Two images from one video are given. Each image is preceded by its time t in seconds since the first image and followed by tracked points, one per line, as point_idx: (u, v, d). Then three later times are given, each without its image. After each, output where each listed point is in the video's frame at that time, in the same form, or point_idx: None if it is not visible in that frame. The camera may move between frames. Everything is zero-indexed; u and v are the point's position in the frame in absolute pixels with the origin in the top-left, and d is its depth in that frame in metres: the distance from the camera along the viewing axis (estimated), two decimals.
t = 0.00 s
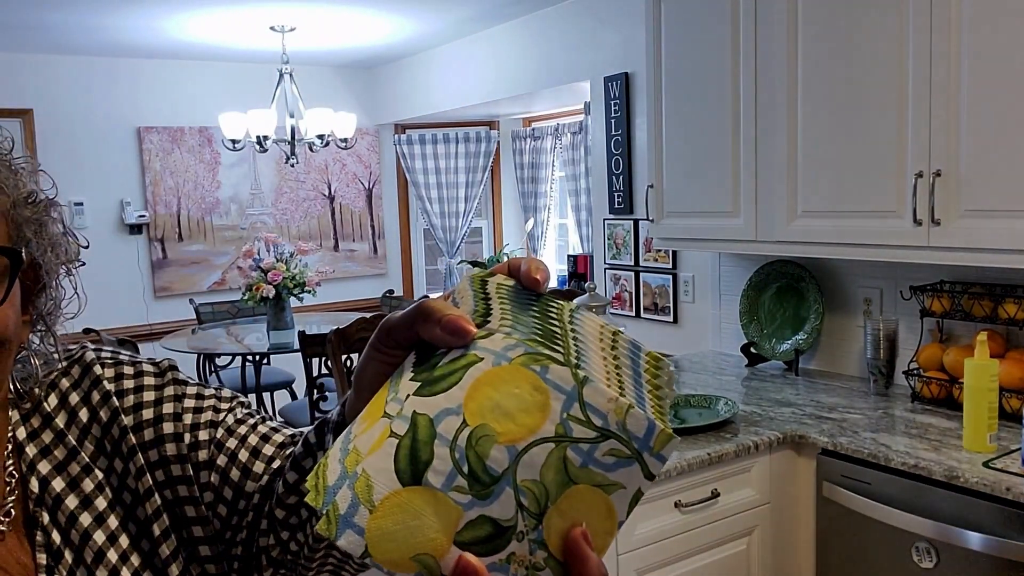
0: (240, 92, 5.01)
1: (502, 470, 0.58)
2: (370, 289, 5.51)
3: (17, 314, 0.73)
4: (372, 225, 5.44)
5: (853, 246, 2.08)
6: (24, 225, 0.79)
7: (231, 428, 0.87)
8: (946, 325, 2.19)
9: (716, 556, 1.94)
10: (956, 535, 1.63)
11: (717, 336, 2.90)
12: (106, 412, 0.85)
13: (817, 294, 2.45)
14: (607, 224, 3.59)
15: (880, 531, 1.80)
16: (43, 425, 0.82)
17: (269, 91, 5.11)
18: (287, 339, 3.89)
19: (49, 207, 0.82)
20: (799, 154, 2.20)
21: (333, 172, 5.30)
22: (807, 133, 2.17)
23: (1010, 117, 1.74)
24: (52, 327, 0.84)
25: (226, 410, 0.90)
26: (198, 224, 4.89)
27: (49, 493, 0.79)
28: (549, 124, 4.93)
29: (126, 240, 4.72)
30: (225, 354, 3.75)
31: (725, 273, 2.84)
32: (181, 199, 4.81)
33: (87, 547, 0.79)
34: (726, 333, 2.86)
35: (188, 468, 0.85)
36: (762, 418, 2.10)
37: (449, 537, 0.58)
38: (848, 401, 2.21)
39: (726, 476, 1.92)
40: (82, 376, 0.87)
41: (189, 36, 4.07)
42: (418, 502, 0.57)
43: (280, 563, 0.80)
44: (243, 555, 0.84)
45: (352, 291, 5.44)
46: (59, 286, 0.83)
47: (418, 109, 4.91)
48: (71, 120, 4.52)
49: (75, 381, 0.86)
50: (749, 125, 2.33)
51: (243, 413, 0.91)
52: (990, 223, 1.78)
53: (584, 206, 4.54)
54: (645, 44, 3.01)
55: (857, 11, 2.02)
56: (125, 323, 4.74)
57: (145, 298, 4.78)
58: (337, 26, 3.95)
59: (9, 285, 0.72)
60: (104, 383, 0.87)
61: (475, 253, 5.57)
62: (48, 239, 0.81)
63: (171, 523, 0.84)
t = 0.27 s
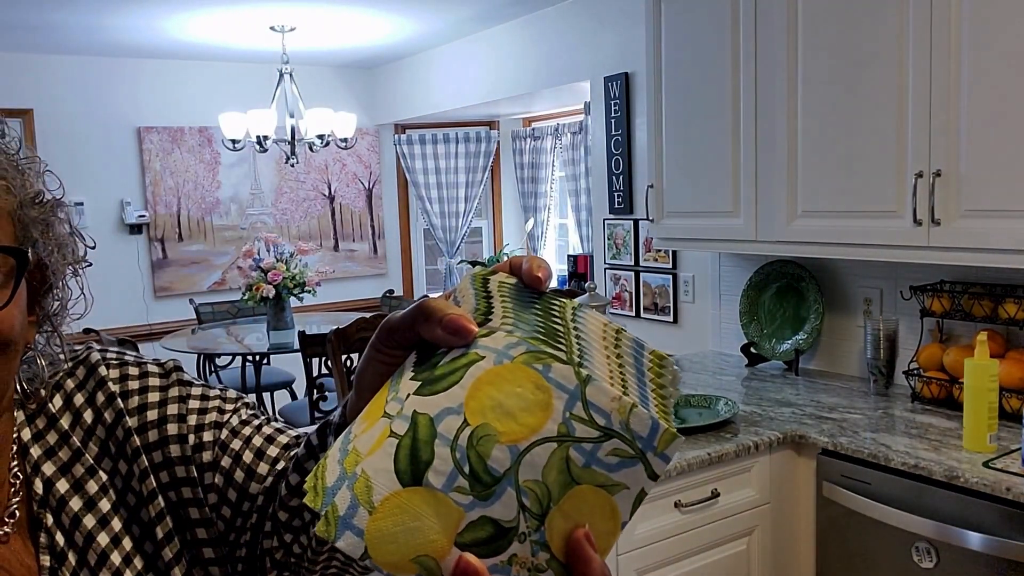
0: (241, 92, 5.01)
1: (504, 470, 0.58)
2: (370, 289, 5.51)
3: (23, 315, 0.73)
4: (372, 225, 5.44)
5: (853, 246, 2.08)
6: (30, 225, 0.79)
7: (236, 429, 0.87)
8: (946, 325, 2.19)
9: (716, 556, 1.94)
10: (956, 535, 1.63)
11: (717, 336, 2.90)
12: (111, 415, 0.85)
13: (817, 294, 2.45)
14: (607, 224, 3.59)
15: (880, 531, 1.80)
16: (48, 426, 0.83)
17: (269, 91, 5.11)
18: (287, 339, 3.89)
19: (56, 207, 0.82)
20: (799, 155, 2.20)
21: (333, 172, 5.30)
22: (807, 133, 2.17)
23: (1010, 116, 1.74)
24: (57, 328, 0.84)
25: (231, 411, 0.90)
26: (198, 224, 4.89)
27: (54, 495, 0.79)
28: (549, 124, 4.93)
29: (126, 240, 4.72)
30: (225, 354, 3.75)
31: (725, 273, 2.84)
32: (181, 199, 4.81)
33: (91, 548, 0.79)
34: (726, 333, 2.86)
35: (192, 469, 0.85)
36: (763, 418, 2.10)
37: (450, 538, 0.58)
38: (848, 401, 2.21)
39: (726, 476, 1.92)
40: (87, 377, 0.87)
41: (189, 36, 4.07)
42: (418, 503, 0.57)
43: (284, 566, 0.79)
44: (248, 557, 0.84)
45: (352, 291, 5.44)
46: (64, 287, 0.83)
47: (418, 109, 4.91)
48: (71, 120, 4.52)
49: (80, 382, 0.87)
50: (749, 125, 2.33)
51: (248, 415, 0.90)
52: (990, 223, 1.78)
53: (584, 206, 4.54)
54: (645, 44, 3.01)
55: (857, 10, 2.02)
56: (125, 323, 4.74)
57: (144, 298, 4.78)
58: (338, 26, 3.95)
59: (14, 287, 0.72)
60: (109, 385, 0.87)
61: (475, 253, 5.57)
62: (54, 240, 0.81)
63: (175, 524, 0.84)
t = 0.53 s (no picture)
0: (241, 92, 5.02)
1: (502, 468, 0.58)
2: (370, 289, 5.52)
3: (24, 316, 0.73)
4: (372, 226, 5.44)
5: (853, 247, 2.08)
6: (31, 226, 0.79)
7: (237, 429, 0.88)
8: (946, 325, 2.19)
9: (716, 556, 1.94)
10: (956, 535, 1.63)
11: (717, 336, 2.90)
12: (113, 415, 0.85)
13: (817, 294, 2.45)
14: (607, 224, 3.59)
15: (880, 531, 1.80)
16: (49, 426, 0.82)
17: (269, 91, 5.11)
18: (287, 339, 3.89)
19: (57, 207, 0.82)
20: (799, 155, 2.20)
21: (333, 172, 5.30)
22: (807, 133, 2.17)
23: (1010, 116, 1.74)
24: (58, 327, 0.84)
25: (232, 411, 0.90)
26: (198, 224, 4.89)
27: (55, 495, 0.79)
28: (549, 124, 4.93)
29: (126, 240, 4.71)
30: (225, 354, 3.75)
31: (725, 273, 2.84)
32: (181, 199, 4.81)
33: (92, 549, 0.78)
34: (726, 333, 2.86)
35: (194, 469, 0.85)
36: (763, 418, 2.11)
37: (447, 537, 0.57)
38: (848, 401, 2.21)
39: (726, 476, 1.92)
40: (88, 376, 0.87)
41: (189, 36, 4.07)
42: (415, 502, 0.57)
43: (286, 567, 0.81)
44: (249, 557, 0.84)
45: (352, 292, 5.44)
46: (65, 287, 0.83)
47: (418, 109, 4.91)
48: (71, 120, 4.52)
49: (81, 382, 0.87)
50: (749, 125, 2.33)
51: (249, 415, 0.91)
52: (990, 223, 1.78)
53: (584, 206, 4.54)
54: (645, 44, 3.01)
55: (857, 10, 2.02)
56: (125, 324, 4.74)
57: (144, 298, 4.78)
58: (337, 26, 3.95)
59: (14, 289, 0.72)
60: (110, 385, 0.87)
61: (475, 253, 5.57)
62: (55, 240, 0.81)
63: (176, 525, 0.84)
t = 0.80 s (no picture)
0: (241, 93, 5.02)
1: (498, 465, 0.58)
2: (370, 289, 5.52)
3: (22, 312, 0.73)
4: (372, 226, 5.44)
5: (854, 247, 2.08)
6: (29, 225, 0.79)
7: (237, 430, 0.87)
8: (946, 325, 2.19)
9: (715, 557, 1.94)
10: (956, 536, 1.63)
11: (717, 336, 2.90)
12: (111, 416, 0.85)
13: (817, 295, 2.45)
14: (607, 224, 3.59)
15: (880, 531, 1.80)
16: (49, 427, 0.83)
17: (270, 91, 5.11)
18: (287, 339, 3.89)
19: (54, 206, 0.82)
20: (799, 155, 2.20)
21: (333, 172, 5.30)
22: (807, 133, 2.17)
23: (1010, 116, 1.74)
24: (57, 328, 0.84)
25: (231, 412, 0.89)
26: (198, 224, 4.89)
27: (53, 496, 0.79)
28: (549, 124, 4.93)
29: (126, 240, 4.71)
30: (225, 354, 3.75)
31: (726, 273, 2.84)
32: (181, 199, 4.81)
33: (91, 550, 0.78)
34: (726, 333, 2.86)
35: (193, 471, 0.85)
36: (763, 418, 2.10)
37: (443, 534, 0.58)
38: (848, 402, 2.21)
39: (726, 476, 1.92)
40: (87, 378, 0.87)
41: (189, 36, 4.07)
42: (412, 499, 0.58)
43: (285, 568, 0.81)
44: (248, 558, 0.84)
45: (352, 292, 5.44)
46: (64, 286, 0.83)
47: (418, 109, 4.91)
48: (71, 121, 4.52)
49: (80, 383, 0.86)
50: (749, 125, 2.33)
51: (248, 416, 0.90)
52: (990, 223, 1.78)
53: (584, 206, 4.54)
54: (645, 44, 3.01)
55: (857, 10, 2.02)
56: (125, 324, 4.74)
57: (144, 298, 4.78)
58: (337, 26, 3.95)
59: (13, 285, 0.72)
60: (109, 386, 0.87)
61: (475, 254, 5.57)
62: (53, 239, 0.81)
63: (175, 526, 0.84)
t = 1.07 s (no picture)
0: (241, 93, 5.02)
1: (477, 449, 0.59)
2: (370, 289, 5.52)
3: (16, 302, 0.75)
4: (372, 226, 5.44)
5: (854, 247, 2.08)
6: (13, 219, 0.80)
7: (230, 428, 0.88)
8: (946, 326, 2.19)
9: (715, 556, 1.94)
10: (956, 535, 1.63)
11: (717, 336, 2.91)
12: (103, 414, 0.85)
13: (817, 295, 2.46)
14: (607, 224, 3.60)
15: (879, 531, 1.81)
16: (40, 425, 0.83)
17: (270, 91, 5.12)
18: (288, 339, 3.90)
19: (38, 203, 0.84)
20: (799, 155, 2.20)
21: (334, 172, 5.30)
22: (807, 133, 2.18)
23: (1010, 117, 1.74)
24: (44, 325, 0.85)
25: (223, 410, 0.91)
26: (199, 224, 4.89)
27: (46, 493, 0.79)
28: (549, 124, 4.93)
29: (126, 240, 4.71)
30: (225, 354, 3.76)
31: (726, 272, 2.85)
32: (181, 199, 4.81)
33: (85, 547, 0.79)
34: (726, 333, 2.86)
35: (187, 467, 0.86)
36: (763, 418, 2.11)
37: (433, 526, 0.58)
38: (848, 401, 2.21)
39: (726, 476, 1.93)
40: (77, 378, 0.87)
41: (190, 37, 4.07)
42: (400, 497, 0.58)
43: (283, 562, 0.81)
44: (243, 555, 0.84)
45: (352, 292, 5.44)
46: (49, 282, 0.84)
47: (418, 110, 4.92)
48: (72, 121, 4.52)
49: (70, 382, 0.87)
50: (748, 126, 2.34)
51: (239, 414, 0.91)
52: (990, 224, 1.78)
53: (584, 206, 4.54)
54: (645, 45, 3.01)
55: (857, 10, 2.02)
56: (125, 324, 4.74)
57: (145, 298, 4.79)
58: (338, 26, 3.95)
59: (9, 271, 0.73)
60: (101, 384, 0.87)
61: (475, 253, 5.58)
62: (38, 234, 0.82)
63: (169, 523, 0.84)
